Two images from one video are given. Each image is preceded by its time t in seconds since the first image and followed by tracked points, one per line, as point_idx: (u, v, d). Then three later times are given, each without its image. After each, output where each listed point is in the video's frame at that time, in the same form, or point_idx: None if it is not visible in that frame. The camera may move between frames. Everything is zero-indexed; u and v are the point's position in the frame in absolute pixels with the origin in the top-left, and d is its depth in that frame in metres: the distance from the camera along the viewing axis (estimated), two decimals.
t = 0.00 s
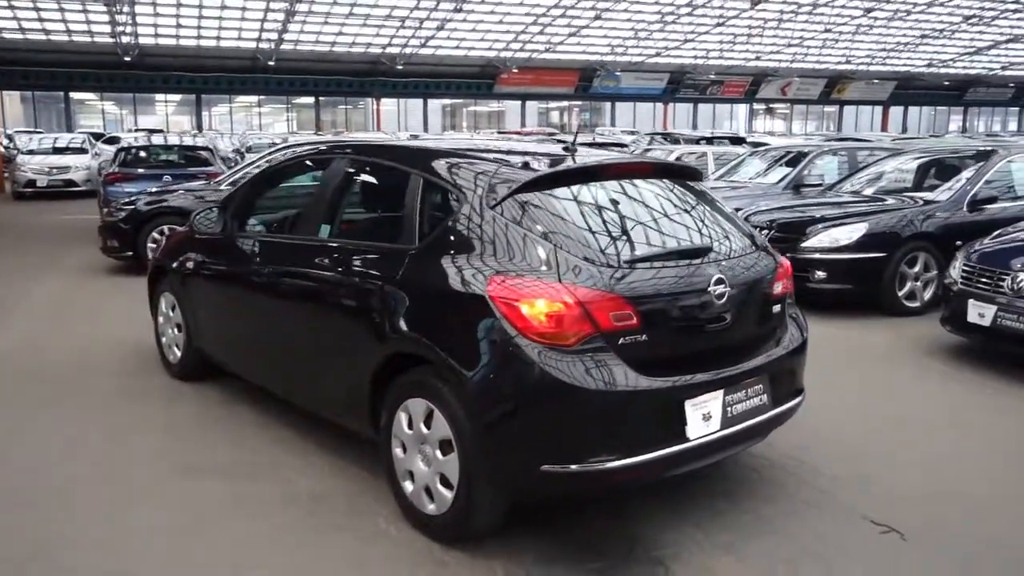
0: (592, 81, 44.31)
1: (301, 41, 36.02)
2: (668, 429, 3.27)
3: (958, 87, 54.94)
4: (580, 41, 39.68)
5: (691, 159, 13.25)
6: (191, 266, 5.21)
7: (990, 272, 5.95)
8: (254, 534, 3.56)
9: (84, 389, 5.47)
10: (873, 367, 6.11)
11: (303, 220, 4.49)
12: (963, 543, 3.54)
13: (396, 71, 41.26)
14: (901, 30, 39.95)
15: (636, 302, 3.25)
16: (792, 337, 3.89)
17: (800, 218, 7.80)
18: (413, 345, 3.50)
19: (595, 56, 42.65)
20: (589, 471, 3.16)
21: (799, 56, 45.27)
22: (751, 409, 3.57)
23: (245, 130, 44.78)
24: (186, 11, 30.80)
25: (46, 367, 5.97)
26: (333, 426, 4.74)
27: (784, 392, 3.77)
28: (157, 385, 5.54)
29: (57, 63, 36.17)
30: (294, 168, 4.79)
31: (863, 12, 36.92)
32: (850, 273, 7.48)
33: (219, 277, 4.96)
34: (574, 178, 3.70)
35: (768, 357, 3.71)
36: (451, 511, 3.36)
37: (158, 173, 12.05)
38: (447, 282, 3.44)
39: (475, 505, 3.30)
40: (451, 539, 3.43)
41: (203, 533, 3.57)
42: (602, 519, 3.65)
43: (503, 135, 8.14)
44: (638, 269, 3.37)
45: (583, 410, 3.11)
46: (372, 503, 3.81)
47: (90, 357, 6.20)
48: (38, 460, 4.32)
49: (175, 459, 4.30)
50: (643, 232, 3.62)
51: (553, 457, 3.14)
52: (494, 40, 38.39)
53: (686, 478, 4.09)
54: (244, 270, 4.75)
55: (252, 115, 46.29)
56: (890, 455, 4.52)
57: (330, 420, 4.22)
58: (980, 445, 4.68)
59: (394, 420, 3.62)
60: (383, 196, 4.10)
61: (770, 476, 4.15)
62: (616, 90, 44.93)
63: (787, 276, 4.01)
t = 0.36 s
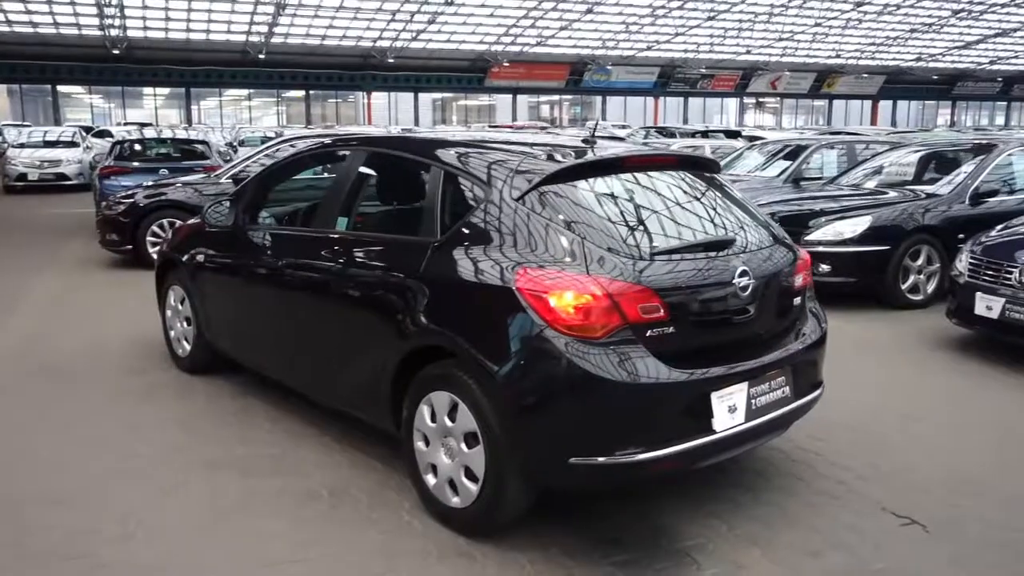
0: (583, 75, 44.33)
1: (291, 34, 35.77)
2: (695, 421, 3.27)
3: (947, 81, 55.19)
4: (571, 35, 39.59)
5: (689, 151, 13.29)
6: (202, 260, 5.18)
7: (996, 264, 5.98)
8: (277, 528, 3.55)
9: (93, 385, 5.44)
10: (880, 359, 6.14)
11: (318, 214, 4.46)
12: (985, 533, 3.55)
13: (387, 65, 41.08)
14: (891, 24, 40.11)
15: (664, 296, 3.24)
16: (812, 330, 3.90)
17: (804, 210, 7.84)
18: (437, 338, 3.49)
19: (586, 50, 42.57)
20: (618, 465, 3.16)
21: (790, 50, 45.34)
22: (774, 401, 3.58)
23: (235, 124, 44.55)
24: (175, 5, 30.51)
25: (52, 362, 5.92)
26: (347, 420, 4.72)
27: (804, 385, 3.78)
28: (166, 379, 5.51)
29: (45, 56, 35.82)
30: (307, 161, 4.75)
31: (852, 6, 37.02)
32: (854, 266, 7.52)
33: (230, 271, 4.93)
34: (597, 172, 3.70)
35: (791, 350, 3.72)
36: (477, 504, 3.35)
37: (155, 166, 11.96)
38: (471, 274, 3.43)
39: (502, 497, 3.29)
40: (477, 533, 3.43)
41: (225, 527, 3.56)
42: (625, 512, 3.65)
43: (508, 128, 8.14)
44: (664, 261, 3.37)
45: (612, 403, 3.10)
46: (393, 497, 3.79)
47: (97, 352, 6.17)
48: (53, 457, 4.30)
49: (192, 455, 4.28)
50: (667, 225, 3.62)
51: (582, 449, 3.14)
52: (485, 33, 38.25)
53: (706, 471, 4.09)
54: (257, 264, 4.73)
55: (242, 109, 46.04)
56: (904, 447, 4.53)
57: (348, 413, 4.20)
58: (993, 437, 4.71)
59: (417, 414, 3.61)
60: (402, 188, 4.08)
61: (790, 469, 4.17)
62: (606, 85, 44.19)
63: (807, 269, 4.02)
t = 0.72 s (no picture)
0: (597, 73, 44.25)
1: (306, 33, 35.77)
2: (739, 422, 3.22)
3: (964, 80, 54.71)
4: (585, 33, 39.42)
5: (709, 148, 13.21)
6: (230, 258, 5.16)
7: None
8: (313, 527, 3.52)
9: (122, 383, 5.43)
10: (911, 358, 6.07)
11: (350, 212, 4.42)
12: None
13: (402, 63, 41.06)
14: (908, 21, 39.75)
15: (709, 294, 3.19)
16: (853, 330, 3.84)
17: (829, 208, 7.80)
18: (475, 337, 3.45)
19: (600, 48, 42.39)
20: (662, 467, 3.11)
21: (806, 48, 45.02)
22: (817, 402, 3.52)
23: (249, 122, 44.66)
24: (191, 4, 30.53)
25: (79, 360, 5.92)
26: (378, 419, 4.70)
27: (845, 386, 3.72)
28: (194, 377, 5.50)
29: (62, 55, 35.94)
30: (337, 158, 4.71)
31: (870, 4, 36.72)
32: (882, 265, 7.44)
33: (259, 269, 4.90)
34: (637, 169, 3.65)
35: (832, 350, 3.66)
36: (516, 505, 3.31)
37: (174, 164, 11.97)
38: (511, 273, 3.38)
39: (541, 499, 3.24)
40: (514, 534, 3.39)
41: (260, 527, 3.53)
42: (664, 514, 3.59)
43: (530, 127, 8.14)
44: (708, 259, 3.32)
45: (656, 404, 3.05)
46: (426, 497, 3.76)
47: (124, 350, 6.17)
48: (85, 455, 4.28)
49: (224, 453, 4.26)
50: (709, 223, 3.56)
51: (625, 450, 3.09)
52: (500, 32, 38.14)
53: (744, 474, 4.04)
54: (287, 262, 4.70)
55: (256, 107, 46.10)
56: (942, 448, 4.45)
57: (381, 413, 4.17)
58: None
59: (453, 414, 3.57)
60: (438, 185, 4.04)
61: (828, 470, 4.11)
62: (621, 83, 44.27)
63: (847, 267, 3.96)
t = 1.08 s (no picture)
0: (596, 71, 44.24)
1: (305, 30, 35.63)
2: (774, 426, 3.16)
3: (962, 76, 54.74)
4: (584, 31, 39.31)
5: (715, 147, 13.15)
6: (244, 259, 5.09)
7: None
8: (334, 536, 3.45)
9: (133, 386, 5.37)
10: (931, 359, 6.01)
11: (369, 213, 4.34)
12: None
13: (401, 61, 41.01)
14: (907, 19, 39.74)
15: (744, 298, 3.13)
16: (884, 333, 3.78)
17: (840, 206, 7.75)
18: (502, 342, 3.39)
19: (599, 46, 42.30)
20: (697, 474, 3.04)
21: (805, 45, 44.98)
22: (850, 407, 3.47)
23: (247, 121, 44.55)
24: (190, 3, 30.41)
25: (87, 363, 5.84)
26: (397, 423, 4.63)
27: (875, 391, 3.66)
28: (205, 379, 5.44)
29: (59, 54, 35.83)
30: (356, 158, 4.63)
31: (870, 1, 36.68)
32: (895, 264, 7.39)
33: (274, 272, 4.83)
34: (666, 170, 3.58)
35: (866, 353, 3.60)
36: (545, 513, 3.25)
37: (177, 164, 11.87)
38: (539, 276, 3.32)
39: (572, 506, 3.18)
40: (544, 543, 3.32)
41: (281, 535, 3.47)
42: (693, 521, 3.53)
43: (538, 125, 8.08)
44: (742, 262, 3.26)
45: (692, 411, 2.99)
46: (450, 504, 3.70)
47: (135, 352, 6.09)
48: (99, 460, 4.22)
49: (240, 459, 4.19)
50: (740, 225, 3.50)
51: (660, 458, 3.03)
52: (499, 29, 38.01)
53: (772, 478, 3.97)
54: (303, 265, 4.63)
55: (254, 106, 45.97)
56: (972, 452, 4.38)
57: (402, 417, 4.10)
58: None
59: (478, 419, 3.51)
60: (460, 186, 3.98)
61: (856, 474, 4.05)
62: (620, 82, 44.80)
63: (876, 268, 3.90)
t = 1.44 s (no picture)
0: (591, 61, 44.15)
1: (299, 20, 35.38)
2: (807, 419, 3.14)
3: (957, 66, 54.80)
4: (580, 21, 39.15)
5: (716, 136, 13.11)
6: (257, 253, 5.05)
7: None
8: (360, 531, 3.43)
9: (144, 381, 5.33)
10: (943, 350, 6.01)
11: (387, 205, 4.30)
12: None
13: (396, 51, 40.79)
14: (902, 9, 39.67)
15: (776, 291, 3.11)
16: (909, 325, 3.76)
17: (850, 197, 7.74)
18: (530, 335, 3.35)
19: (595, 36, 42.12)
20: (731, 468, 3.02)
21: (801, 35, 44.89)
22: (879, 399, 3.46)
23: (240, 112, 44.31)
24: None
25: (97, 358, 5.80)
26: (415, 416, 4.61)
27: (902, 383, 3.64)
28: (217, 373, 5.40)
29: (52, 44, 35.54)
30: (372, 149, 4.59)
31: None
32: (905, 255, 7.39)
33: (289, 265, 4.79)
34: (693, 162, 3.55)
35: (894, 345, 3.58)
36: (575, 507, 3.23)
37: (177, 155, 11.77)
38: (569, 269, 3.28)
39: (604, 501, 3.16)
40: (574, 538, 3.30)
41: (305, 531, 3.45)
42: (720, 516, 3.52)
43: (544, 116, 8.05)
44: (774, 254, 3.24)
45: (727, 405, 2.96)
46: (475, 499, 3.68)
47: (144, 346, 6.05)
48: (116, 455, 4.19)
49: (259, 454, 4.17)
50: (769, 217, 3.48)
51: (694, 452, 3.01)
52: (494, 19, 37.77)
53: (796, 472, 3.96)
54: (319, 257, 4.58)
55: (248, 96, 45.72)
56: (992, 444, 4.38)
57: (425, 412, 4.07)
58: None
59: (504, 413, 3.48)
60: (481, 177, 3.94)
61: (879, 467, 4.04)
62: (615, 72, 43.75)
63: (901, 260, 3.88)
